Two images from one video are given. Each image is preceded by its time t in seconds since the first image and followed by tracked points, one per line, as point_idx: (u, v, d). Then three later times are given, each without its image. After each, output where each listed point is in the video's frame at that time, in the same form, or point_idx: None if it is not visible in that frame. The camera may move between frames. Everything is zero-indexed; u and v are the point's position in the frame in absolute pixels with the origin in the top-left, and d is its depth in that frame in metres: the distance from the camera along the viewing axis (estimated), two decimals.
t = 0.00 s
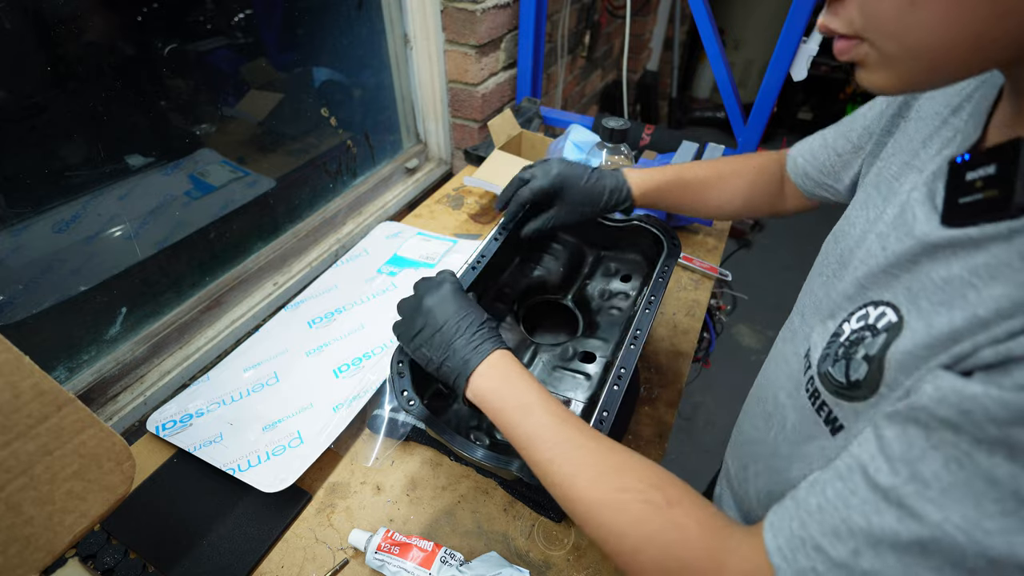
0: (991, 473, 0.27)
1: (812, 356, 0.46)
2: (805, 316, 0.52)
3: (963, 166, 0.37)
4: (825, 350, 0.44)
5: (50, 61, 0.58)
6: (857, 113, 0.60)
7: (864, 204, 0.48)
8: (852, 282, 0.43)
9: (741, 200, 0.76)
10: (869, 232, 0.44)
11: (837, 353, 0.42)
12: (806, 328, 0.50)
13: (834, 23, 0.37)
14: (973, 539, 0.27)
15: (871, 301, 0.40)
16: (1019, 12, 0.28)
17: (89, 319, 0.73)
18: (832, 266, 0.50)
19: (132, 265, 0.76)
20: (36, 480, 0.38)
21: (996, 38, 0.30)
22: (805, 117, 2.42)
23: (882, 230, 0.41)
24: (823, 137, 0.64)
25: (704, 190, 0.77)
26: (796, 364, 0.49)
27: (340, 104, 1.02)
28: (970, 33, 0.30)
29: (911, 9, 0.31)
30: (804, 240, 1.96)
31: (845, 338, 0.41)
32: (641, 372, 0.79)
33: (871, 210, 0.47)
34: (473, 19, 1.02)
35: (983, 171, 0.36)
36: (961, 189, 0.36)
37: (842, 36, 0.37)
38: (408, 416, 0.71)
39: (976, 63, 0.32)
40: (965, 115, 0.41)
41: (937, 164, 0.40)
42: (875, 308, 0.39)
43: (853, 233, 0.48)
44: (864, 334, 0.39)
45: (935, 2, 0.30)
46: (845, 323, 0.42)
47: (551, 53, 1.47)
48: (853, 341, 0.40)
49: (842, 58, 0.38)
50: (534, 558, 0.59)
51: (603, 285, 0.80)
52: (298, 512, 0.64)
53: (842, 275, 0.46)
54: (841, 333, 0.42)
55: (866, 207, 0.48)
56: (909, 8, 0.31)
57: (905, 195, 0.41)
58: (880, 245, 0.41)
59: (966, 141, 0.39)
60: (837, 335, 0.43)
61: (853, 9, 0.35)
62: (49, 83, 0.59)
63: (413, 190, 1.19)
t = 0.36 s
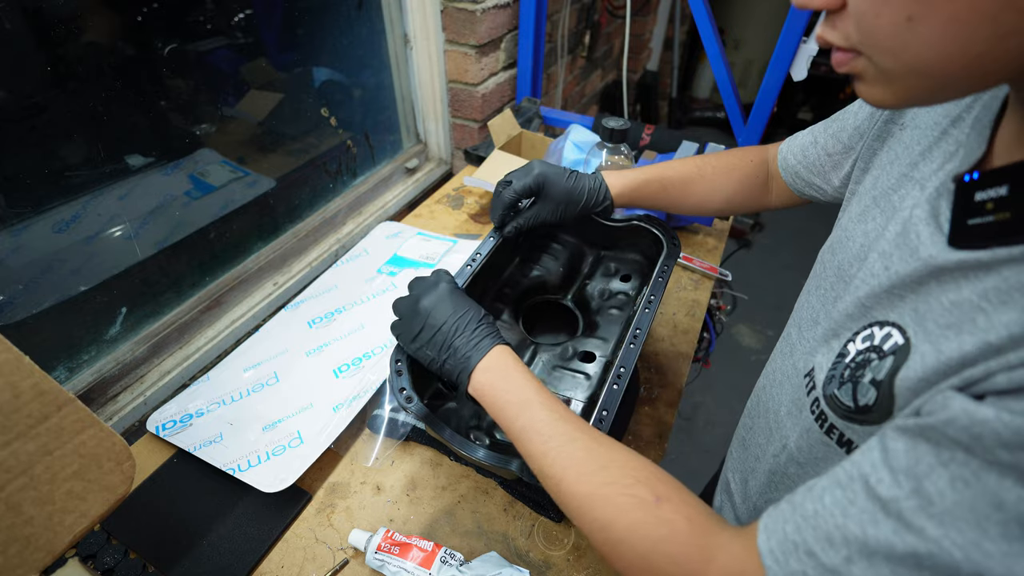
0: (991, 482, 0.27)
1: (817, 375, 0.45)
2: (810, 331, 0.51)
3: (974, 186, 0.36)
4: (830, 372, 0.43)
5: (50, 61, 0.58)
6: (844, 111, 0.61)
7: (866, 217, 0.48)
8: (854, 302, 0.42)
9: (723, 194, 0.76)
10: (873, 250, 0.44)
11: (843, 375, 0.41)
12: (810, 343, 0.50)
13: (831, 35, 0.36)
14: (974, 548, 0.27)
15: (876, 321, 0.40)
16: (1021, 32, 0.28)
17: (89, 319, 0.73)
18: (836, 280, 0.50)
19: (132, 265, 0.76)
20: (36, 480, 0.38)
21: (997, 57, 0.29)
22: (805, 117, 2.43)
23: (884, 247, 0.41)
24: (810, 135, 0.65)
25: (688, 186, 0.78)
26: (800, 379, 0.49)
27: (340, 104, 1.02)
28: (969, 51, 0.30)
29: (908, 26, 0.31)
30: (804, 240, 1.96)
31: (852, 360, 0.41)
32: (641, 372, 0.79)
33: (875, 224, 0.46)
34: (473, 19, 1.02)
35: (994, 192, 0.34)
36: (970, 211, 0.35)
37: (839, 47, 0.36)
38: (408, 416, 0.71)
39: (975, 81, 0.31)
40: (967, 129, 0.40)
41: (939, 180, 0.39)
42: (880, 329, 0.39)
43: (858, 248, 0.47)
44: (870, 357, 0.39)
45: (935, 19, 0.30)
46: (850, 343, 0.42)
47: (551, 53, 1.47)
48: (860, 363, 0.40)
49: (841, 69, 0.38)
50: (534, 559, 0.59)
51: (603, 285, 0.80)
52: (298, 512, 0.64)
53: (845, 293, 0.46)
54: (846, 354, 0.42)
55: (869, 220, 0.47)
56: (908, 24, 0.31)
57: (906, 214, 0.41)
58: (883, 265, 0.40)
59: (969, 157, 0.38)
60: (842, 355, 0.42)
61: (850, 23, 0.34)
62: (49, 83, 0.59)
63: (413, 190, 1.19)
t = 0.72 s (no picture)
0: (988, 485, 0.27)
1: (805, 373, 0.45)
2: (806, 329, 0.51)
3: (958, 186, 0.37)
4: (818, 370, 0.43)
5: (50, 61, 0.58)
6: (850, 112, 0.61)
7: (866, 217, 0.48)
8: (848, 302, 0.42)
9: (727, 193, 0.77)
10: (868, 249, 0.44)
11: (831, 375, 0.41)
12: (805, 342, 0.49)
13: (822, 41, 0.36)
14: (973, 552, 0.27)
15: (865, 321, 0.40)
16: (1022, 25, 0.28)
17: (89, 319, 0.73)
18: (833, 278, 0.50)
19: (132, 265, 0.76)
20: (36, 480, 0.38)
21: (996, 51, 0.29)
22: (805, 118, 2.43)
23: (879, 247, 0.41)
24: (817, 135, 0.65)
25: (691, 185, 0.79)
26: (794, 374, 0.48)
27: (340, 104, 1.02)
28: (968, 46, 0.30)
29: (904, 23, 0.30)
30: (804, 240, 1.96)
31: (840, 360, 0.41)
32: (641, 372, 0.79)
33: (872, 224, 0.46)
34: (473, 19, 1.02)
35: (979, 192, 0.35)
36: (956, 212, 0.36)
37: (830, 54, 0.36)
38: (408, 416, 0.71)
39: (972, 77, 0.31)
40: (961, 129, 0.40)
41: (933, 179, 0.40)
42: (869, 329, 0.39)
43: (855, 247, 0.47)
44: (858, 357, 0.39)
45: (932, 17, 0.29)
46: (839, 342, 0.42)
47: (551, 53, 1.47)
48: (848, 363, 0.40)
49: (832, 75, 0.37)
50: (534, 559, 0.59)
51: (603, 285, 0.80)
52: (298, 512, 0.64)
53: (839, 293, 0.45)
54: (834, 353, 0.42)
55: (868, 220, 0.47)
56: (904, 22, 0.30)
57: (901, 213, 0.41)
58: (877, 264, 0.40)
59: (961, 157, 0.38)
60: (830, 355, 0.42)
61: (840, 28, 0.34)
62: (49, 83, 0.59)
63: (413, 190, 1.19)
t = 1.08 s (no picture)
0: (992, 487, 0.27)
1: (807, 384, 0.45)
2: (791, 330, 0.52)
3: (959, 201, 0.36)
4: (822, 383, 0.42)
5: (50, 61, 0.58)
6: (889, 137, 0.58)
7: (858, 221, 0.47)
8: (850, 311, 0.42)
9: (788, 213, 0.74)
10: (865, 255, 0.43)
11: (838, 390, 0.41)
12: (793, 344, 0.50)
13: (824, 52, 0.35)
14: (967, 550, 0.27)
15: (868, 333, 0.40)
16: None
17: (89, 319, 0.73)
18: (821, 281, 0.50)
19: (132, 265, 0.76)
20: (36, 480, 0.38)
21: (1018, 48, 0.28)
22: (805, 118, 2.43)
23: (881, 256, 0.41)
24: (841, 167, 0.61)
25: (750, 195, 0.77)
26: (785, 381, 0.48)
27: (340, 104, 1.02)
28: (987, 45, 0.28)
29: (920, 26, 0.29)
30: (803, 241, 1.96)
31: (845, 373, 0.40)
32: (641, 372, 0.79)
33: (865, 229, 0.46)
34: (473, 19, 1.02)
35: (980, 210, 0.34)
36: (959, 226, 0.35)
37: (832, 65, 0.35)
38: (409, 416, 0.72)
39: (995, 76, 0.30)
40: (956, 131, 0.40)
41: (930, 185, 0.40)
42: (872, 341, 0.39)
43: (848, 251, 0.47)
44: (865, 372, 0.39)
45: (946, 19, 0.28)
46: (839, 353, 0.42)
47: (551, 53, 1.47)
48: (854, 378, 0.39)
49: (834, 88, 0.36)
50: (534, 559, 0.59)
51: (603, 286, 0.80)
52: (298, 512, 0.64)
53: (835, 301, 0.45)
54: (837, 364, 0.41)
55: (859, 224, 0.47)
56: (919, 24, 0.29)
57: (898, 220, 0.40)
58: (881, 275, 0.40)
59: (960, 163, 0.38)
60: (832, 366, 0.42)
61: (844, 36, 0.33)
62: (48, 83, 0.59)
63: (413, 190, 1.19)
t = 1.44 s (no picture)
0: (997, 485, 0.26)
1: (823, 386, 0.45)
2: (808, 332, 0.52)
3: (988, 199, 0.36)
4: (837, 384, 0.42)
5: (49, 61, 0.58)
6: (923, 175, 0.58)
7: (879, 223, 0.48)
8: (868, 312, 0.42)
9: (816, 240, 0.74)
10: (887, 256, 0.43)
11: (853, 391, 0.41)
12: (811, 346, 0.50)
13: (858, 49, 0.34)
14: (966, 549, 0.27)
15: (885, 333, 0.40)
16: None
17: (89, 319, 0.73)
18: (839, 283, 0.50)
19: (132, 265, 0.76)
20: (36, 480, 0.38)
21: None
22: (805, 118, 2.43)
23: (901, 257, 0.41)
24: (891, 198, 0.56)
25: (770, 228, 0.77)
26: (801, 383, 0.48)
27: (340, 104, 1.02)
28: None
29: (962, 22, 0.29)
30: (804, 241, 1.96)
31: (861, 374, 0.41)
32: (641, 372, 0.79)
33: (886, 231, 0.46)
34: (473, 20, 1.02)
35: (1012, 208, 0.34)
36: (987, 225, 0.35)
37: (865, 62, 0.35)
38: (409, 416, 0.72)
39: None
40: (987, 133, 0.40)
41: (954, 187, 0.40)
42: (889, 342, 0.39)
43: (868, 253, 0.47)
44: (881, 373, 0.39)
45: (988, 17, 0.28)
46: (856, 353, 0.42)
47: (551, 53, 1.47)
48: (870, 379, 0.40)
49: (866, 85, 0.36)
50: (534, 559, 0.59)
51: (603, 286, 0.80)
52: (298, 512, 0.64)
53: (855, 303, 0.45)
54: (853, 365, 0.42)
55: (881, 227, 0.47)
56: (962, 20, 0.29)
57: (921, 220, 0.41)
58: (901, 276, 0.40)
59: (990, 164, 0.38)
60: (848, 366, 0.42)
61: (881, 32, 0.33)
62: (48, 83, 0.59)
63: (413, 190, 1.19)
